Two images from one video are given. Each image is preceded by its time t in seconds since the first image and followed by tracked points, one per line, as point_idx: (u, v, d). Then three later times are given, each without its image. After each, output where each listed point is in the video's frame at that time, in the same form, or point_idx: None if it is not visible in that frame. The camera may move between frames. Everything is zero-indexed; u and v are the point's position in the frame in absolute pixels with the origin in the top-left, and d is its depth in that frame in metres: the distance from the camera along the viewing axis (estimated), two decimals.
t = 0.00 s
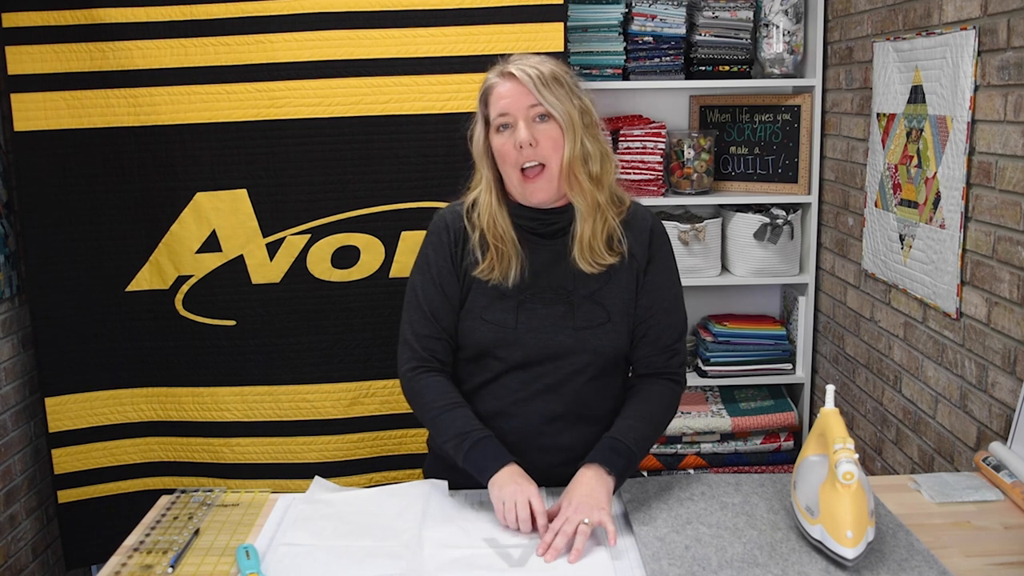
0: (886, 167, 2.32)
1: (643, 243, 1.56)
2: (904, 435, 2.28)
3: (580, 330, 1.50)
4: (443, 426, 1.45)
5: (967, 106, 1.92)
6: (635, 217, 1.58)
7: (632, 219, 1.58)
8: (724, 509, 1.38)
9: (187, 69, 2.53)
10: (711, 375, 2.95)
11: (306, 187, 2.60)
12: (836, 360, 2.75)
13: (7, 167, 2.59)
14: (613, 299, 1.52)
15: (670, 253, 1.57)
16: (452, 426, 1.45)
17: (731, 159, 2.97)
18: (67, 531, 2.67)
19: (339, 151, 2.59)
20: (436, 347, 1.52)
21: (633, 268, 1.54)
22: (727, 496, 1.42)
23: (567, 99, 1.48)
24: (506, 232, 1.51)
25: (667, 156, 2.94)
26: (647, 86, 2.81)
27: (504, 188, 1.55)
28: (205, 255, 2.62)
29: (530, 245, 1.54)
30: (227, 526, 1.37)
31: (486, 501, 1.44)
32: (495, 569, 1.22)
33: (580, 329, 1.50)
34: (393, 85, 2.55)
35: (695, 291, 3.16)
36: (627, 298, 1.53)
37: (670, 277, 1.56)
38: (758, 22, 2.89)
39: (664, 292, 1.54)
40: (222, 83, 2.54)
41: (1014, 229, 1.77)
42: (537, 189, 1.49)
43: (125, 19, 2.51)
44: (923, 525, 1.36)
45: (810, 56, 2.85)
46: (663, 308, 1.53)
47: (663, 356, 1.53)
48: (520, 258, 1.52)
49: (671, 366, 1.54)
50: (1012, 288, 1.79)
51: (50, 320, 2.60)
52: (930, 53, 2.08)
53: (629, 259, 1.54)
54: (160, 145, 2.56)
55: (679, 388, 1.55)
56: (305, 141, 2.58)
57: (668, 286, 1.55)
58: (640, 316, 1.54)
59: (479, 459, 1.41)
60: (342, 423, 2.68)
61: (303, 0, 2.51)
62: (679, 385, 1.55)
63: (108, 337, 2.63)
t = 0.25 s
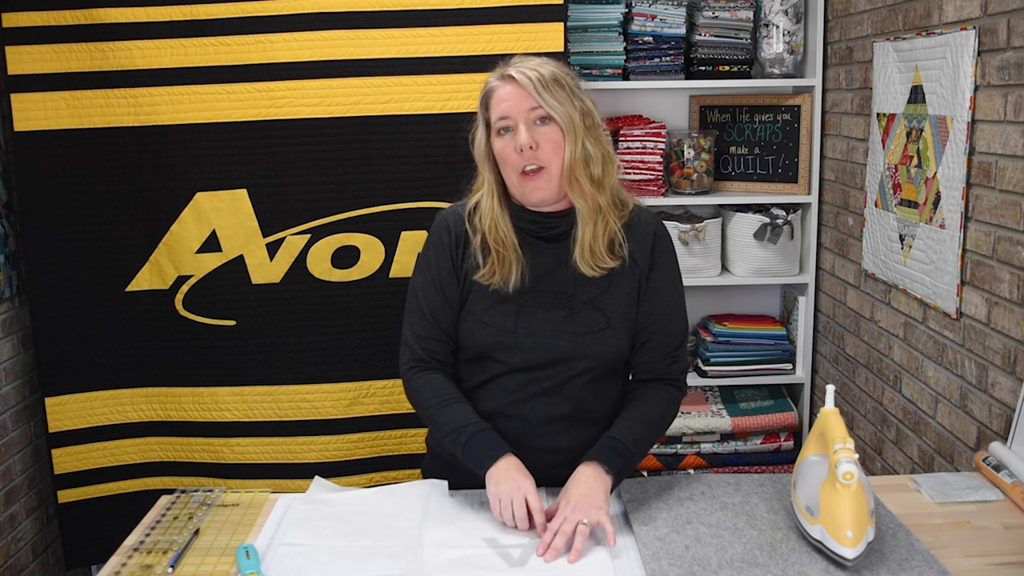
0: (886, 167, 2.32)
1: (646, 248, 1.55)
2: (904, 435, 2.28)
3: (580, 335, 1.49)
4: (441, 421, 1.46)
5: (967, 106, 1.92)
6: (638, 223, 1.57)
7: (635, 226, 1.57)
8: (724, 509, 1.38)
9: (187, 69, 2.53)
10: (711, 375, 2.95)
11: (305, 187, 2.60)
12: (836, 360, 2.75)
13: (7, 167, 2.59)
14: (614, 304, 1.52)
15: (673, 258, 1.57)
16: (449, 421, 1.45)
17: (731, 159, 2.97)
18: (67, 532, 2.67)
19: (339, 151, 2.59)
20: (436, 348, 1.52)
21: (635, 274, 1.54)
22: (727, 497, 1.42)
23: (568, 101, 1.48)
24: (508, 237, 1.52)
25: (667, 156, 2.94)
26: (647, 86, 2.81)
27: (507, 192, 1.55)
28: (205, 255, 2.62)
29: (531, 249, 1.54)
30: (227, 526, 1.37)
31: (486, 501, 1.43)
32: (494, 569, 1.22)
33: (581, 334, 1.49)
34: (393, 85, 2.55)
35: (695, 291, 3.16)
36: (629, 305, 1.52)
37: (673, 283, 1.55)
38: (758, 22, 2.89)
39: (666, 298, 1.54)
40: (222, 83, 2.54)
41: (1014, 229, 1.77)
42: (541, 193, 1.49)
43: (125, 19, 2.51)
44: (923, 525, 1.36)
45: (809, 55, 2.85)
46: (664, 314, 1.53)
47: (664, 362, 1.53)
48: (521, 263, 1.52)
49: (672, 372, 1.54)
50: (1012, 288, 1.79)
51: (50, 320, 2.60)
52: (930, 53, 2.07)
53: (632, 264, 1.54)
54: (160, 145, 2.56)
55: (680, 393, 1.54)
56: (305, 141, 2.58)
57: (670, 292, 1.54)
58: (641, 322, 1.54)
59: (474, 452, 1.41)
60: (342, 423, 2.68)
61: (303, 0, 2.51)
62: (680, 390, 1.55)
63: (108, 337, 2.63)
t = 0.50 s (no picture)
0: (886, 167, 2.32)
1: (647, 249, 1.55)
2: (904, 435, 2.28)
3: (581, 336, 1.50)
4: (439, 418, 1.46)
5: (967, 106, 1.92)
6: (638, 223, 1.57)
7: (634, 225, 1.57)
8: (724, 509, 1.38)
9: (187, 69, 2.53)
10: (711, 375, 2.95)
11: (305, 187, 2.60)
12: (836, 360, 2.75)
13: (7, 167, 2.59)
14: (615, 305, 1.52)
15: (674, 258, 1.57)
16: (447, 419, 1.45)
17: (731, 159, 2.97)
18: (67, 531, 2.67)
19: (339, 151, 2.59)
20: (434, 348, 1.52)
21: (636, 274, 1.54)
22: (727, 497, 1.42)
23: (565, 101, 1.48)
24: (508, 238, 1.51)
25: (667, 156, 2.94)
26: (647, 86, 2.81)
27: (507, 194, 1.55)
28: (205, 255, 2.62)
29: (532, 251, 1.54)
30: (227, 526, 1.37)
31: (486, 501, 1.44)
32: (494, 569, 1.22)
33: (581, 335, 1.50)
34: (393, 85, 2.55)
35: (695, 291, 3.16)
36: (629, 306, 1.52)
37: (674, 283, 1.55)
38: (758, 22, 2.89)
39: (667, 298, 1.54)
40: (222, 83, 2.54)
41: (1014, 229, 1.77)
42: (539, 193, 1.49)
43: (125, 19, 2.51)
44: (923, 525, 1.36)
45: (809, 56, 2.85)
46: (665, 315, 1.53)
47: (665, 363, 1.54)
48: (521, 266, 1.52)
49: (672, 373, 1.54)
50: (1012, 288, 1.79)
51: (51, 320, 2.60)
52: (930, 53, 2.07)
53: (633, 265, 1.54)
54: (160, 145, 2.56)
55: (680, 394, 1.54)
56: (305, 141, 2.58)
57: (671, 292, 1.54)
58: (642, 323, 1.54)
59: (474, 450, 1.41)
60: (342, 423, 2.68)
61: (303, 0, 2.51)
62: (681, 391, 1.55)
63: (108, 337, 2.63)
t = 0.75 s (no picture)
0: (886, 167, 2.32)
1: (647, 248, 1.55)
2: (904, 435, 2.28)
3: (580, 336, 1.50)
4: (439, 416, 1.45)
5: (967, 106, 1.92)
6: (638, 223, 1.56)
7: (635, 227, 1.56)
8: (724, 509, 1.38)
9: (187, 69, 2.53)
10: (711, 375, 2.95)
11: (305, 187, 2.60)
12: (837, 360, 2.75)
13: (7, 167, 2.59)
14: (614, 305, 1.52)
15: (675, 258, 1.56)
16: (447, 416, 1.44)
17: (731, 159, 2.97)
18: (67, 531, 2.67)
19: (339, 151, 2.59)
20: (431, 348, 1.52)
21: (635, 274, 1.53)
22: (727, 496, 1.42)
23: (563, 105, 1.46)
24: (507, 237, 1.51)
25: (667, 156, 2.94)
26: (647, 86, 2.81)
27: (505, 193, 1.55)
28: (205, 255, 2.62)
29: (530, 250, 1.54)
30: (227, 526, 1.37)
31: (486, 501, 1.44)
32: (494, 569, 1.22)
33: (581, 335, 1.50)
34: (393, 85, 2.55)
35: (695, 291, 3.16)
36: (629, 306, 1.52)
37: (674, 282, 1.55)
38: (758, 22, 2.89)
39: (667, 297, 1.53)
40: (222, 83, 2.54)
41: (1014, 229, 1.77)
42: (536, 196, 1.49)
43: (125, 19, 2.51)
44: (922, 525, 1.36)
45: (810, 56, 2.85)
46: (665, 314, 1.53)
47: (665, 362, 1.53)
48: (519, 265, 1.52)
49: (672, 372, 1.54)
50: (1012, 288, 1.79)
51: (51, 320, 2.60)
52: (930, 53, 2.07)
53: (632, 265, 1.54)
54: (160, 145, 2.56)
55: (681, 393, 1.54)
56: (305, 141, 2.58)
57: (671, 292, 1.54)
58: (642, 323, 1.54)
59: (473, 441, 1.40)
60: (342, 423, 2.68)
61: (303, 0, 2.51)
62: (681, 390, 1.55)
63: (108, 337, 2.63)
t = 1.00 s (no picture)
0: (886, 167, 2.32)
1: (645, 248, 1.55)
2: (904, 435, 2.28)
3: (579, 336, 1.50)
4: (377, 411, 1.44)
5: (967, 106, 1.92)
6: (635, 224, 1.55)
7: (632, 232, 1.55)
8: (724, 509, 1.38)
9: (187, 69, 2.53)
10: (711, 375, 2.95)
11: (305, 186, 2.60)
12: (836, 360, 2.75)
13: (7, 167, 2.59)
14: (614, 304, 1.52)
15: (673, 256, 1.56)
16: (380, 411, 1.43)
17: (731, 159, 2.97)
18: (67, 532, 2.67)
19: (339, 151, 2.59)
20: (411, 348, 1.52)
21: (633, 275, 1.53)
22: (727, 496, 1.42)
23: (548, 119, 1.43)
24: (500, 233, 1.52)
25: (667, 156, 2.94)
26: (647, 86, 2.81)
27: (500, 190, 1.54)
28: (205, 255, 2.62)
29: (527, 250, 1.54)
30: (226, 526, 1.37)
31: (486, 501, 1.44)
32: (494, 569, 1.22)
33: (580, 335, 1.50)
34: (393, 85, 2.55)
35: (695, 291, 3.16)
36: (628, 305, 1.53)
37: (672, 281, 1.54)
38: (758, 22, 2.89)
39: (666, 296, 1.53)
40: (222, 83, 2.54)
41: (1014, 229, 1.77)
42: (516, 207, 1.48)
43: (125, 19, 2.51)
44: (923, 525, 1.36)
45: (810, 56, 2.85)
46: (664, 313, 1.53)
47: (665, 360, 1.53)
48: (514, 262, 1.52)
49: (673, 370, 1.54)
50: (1012, 288, 1.79)
51: (51, 320, 2.60)
52: (930, 53, 2.07)
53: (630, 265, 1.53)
54: (160, 146, 2.56)
55: (682, 391, 1.54)
56: (305, 141, 2.58)
57: (670, 290, 1.54)
58: (642, 321, 1.54)
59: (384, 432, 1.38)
60: (342, 422, 2.68)
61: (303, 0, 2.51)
62: (682, 388, 1.55)
63: (108, 337, 2.63)
